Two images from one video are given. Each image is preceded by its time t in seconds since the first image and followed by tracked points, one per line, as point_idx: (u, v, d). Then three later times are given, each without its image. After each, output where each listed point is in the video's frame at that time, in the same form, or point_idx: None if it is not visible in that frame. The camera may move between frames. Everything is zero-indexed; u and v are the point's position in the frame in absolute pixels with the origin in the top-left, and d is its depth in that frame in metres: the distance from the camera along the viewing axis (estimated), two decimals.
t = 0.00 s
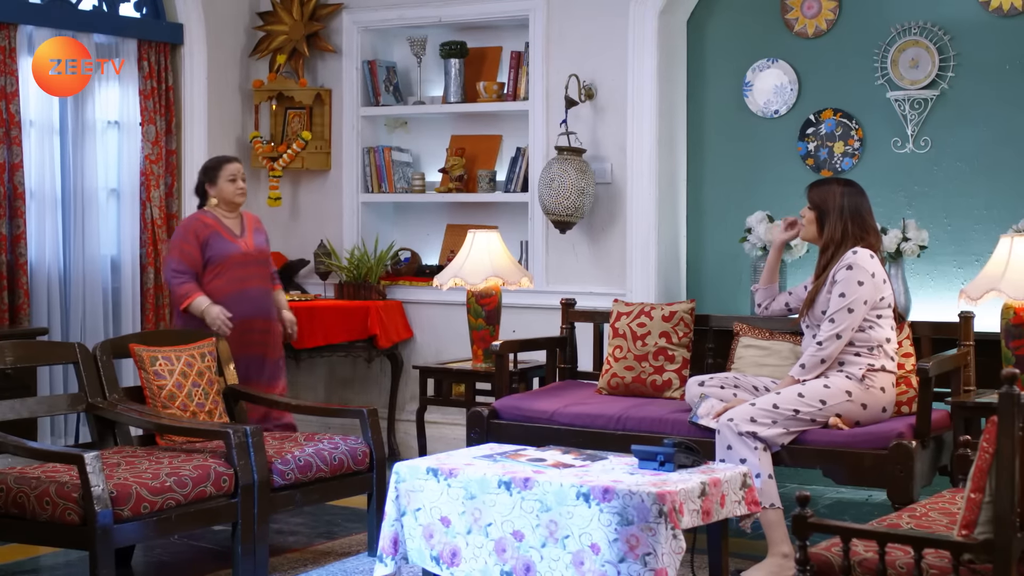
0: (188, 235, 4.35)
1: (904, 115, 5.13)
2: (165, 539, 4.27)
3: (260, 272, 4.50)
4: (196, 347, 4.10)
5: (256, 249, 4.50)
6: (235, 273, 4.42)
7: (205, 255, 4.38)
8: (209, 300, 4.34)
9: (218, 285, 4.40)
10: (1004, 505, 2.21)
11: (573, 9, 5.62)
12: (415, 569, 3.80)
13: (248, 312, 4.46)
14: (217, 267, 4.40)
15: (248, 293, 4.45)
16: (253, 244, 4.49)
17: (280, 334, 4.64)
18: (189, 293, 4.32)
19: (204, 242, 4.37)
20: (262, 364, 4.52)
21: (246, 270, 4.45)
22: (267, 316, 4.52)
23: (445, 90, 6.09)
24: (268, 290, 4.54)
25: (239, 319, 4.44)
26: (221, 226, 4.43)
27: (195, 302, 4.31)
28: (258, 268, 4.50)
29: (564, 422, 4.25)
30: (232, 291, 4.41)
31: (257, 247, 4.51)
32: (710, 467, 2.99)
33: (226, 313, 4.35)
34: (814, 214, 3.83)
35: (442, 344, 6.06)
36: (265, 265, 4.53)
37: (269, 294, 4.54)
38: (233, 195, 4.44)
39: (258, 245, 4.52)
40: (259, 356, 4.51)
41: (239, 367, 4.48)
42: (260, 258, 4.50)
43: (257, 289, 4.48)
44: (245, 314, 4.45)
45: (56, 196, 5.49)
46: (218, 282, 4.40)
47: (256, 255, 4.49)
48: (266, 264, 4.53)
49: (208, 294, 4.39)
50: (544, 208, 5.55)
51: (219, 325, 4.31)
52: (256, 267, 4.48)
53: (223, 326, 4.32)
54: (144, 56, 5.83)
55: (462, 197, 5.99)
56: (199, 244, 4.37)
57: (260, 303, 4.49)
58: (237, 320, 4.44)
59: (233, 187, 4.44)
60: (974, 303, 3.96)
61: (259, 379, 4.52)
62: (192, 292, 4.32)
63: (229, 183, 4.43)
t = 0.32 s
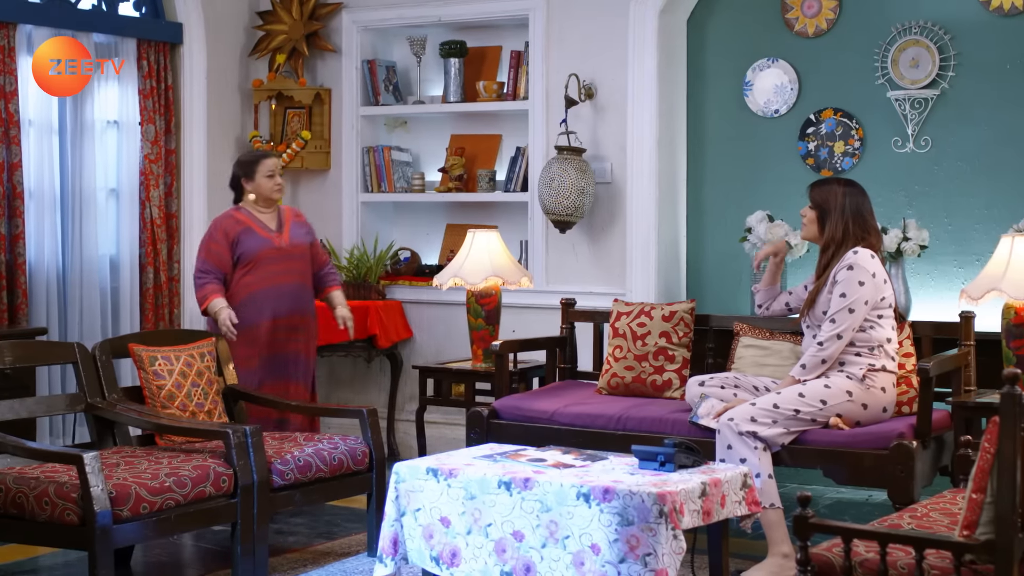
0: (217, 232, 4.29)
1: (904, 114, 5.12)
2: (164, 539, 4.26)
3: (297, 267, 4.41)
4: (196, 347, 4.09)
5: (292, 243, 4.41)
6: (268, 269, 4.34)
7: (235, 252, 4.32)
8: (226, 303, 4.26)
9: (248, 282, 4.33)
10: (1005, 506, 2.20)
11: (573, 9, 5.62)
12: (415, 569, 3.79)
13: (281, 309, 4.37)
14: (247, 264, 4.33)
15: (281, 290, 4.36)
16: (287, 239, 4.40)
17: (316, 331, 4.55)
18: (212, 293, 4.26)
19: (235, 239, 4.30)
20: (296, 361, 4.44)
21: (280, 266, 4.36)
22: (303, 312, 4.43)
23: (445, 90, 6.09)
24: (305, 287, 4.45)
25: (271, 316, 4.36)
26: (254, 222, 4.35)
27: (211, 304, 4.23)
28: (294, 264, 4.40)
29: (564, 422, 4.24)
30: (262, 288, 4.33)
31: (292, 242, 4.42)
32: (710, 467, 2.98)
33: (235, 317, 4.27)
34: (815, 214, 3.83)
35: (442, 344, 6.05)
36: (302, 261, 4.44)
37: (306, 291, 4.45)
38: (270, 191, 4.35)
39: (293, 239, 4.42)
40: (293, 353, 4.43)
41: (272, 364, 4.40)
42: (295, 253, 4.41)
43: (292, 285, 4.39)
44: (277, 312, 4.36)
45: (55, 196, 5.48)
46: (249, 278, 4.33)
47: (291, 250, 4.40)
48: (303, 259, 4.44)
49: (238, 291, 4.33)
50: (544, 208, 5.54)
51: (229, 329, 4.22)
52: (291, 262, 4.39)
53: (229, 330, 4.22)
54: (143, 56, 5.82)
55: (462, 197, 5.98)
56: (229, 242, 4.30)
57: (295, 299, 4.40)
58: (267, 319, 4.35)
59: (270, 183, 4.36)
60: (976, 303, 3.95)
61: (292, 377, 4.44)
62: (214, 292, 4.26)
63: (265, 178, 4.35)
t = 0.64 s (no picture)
0: (230, 240, 4.38)
1: (903, 113, 5.12)
2: (161, 540, 4.25)
3: (312, 274, 4.47)
4: (194, 347, 4.08)
5: (307, 250, 4.47)
6: (284, 276, 4.41)
7: (249, 259, 4.39)
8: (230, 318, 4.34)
9: (260, 290, 4.40)
10: (1006, 506, 2.19)
11: (571, 8, 5.61)
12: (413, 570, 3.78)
13: (295, 317, 4.43)
14: (261, 271, 4.40)
15: (296, 297, 4.42)
16: (302, 246, 4.45)
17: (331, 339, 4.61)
18: (218, 304, 4.35)
19: (248, 247, 4.38)
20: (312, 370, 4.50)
21: (295, 273, 4.42)
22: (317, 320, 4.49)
23: (442, 89, 6.08)
24: (320, 296, 4.51)
25: (287, 325, 4.42)
26: (269, 229, 4.42)
27: (215, 317, 4.33)
28: (310, 271, 4.46)
29: (562, 422, 4.23)
30: (275, 297, 4.40)
31: (308, 249, 4.47)
32: (709, 467, 2.97)
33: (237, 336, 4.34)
34: (814, 214, 3.82)
35: (440, 344, 6.05)
36: (318, 268, 4.50)
37: (321, 300, 4.51)
38: (287, 198, 4.40)
39: (309, 246, 4.48)
40: (310, 362, 4.49)
41: (290, 375, 4.45)
42: (310, 260, 4.46)
43: (307, 292, 4.45)
44: (290, 320, 4.42)
45: (51, 196, 5.47)
46: (262, 286, 4.40)
47: (305, 257, 4.45)
48: (320, 266, 4.50)
49: (250, 300, 4.41)
50: (542, 208, 5.53)
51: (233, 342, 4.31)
52: (306, 269, 4.45)
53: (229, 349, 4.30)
54: (140, 55, 5.81)
55: (460, 197, 5.97)
56: (243, 249, 4.38)
57: (310, 307, 4.46)
58: (280, 328, 4.41)
59: (288, 190, 4.41)
60: (974, 303, 3.93)
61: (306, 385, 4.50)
62: (219, 305, 4.35)
63: (283, 186, 4.39)
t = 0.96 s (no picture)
0: (247, 234, 4.20)
1: (901, 113, 5.11)
2: (158, 541, 4.23)
3: (327, 272, 4.35)
4: (190, 347, 4.08)
5: (320, 247, 4.35)
6: (299, 274, 4.26)
7: (264, 255, 4.23)
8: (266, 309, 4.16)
9: (280, 288, 4.24)
10: (1005, 507, 2.19)
11: (569, 8, 5.60)
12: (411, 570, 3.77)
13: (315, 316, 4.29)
14: (277, 269, 4.24)
15: (314, 296, 4.29)
16: (316, 241, 4.34)
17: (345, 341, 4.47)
18: (249, 297, 4.15)
19: (264, 242, 4.22)
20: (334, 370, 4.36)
21: (311, 270, 4.29)
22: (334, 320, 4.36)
23: (440, 89, 6.07)
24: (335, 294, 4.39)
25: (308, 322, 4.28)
26: (281, 224, 4.27)
27: (251, 311, 4.14)
28: (324, 269, 4.34)
29: (560, 422, 4.23)
30: (294, 295, 4.25)
31: (321, 246, 4.35)
32: (707, 468, 2.96)
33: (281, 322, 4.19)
34: (814, 210, 3.81)
35: (437, 344, 6.04)
36: (330, 266, 4.38)
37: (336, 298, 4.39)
38: (303, 191, 4.27)
39: (322, 242, 4.36)
40: (331, 363, 4.35)
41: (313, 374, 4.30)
42: (324, 255, 4.35)
43: (324, 290, 4.32)
44: (310, 319, 4.28)
45: (47, 196, 5.46)
46: (280, 284, 4.24)
47: (320, 252, 4.33)
48: (332, 263, 4.38)
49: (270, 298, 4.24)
50: (539, 208, 5.53)
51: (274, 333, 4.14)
52: (322, 265, 4.33)
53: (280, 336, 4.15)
54: (137, 55, 5.78)
55: (457, 197, 5.97)
56: (258, 245, 4.22)
57: (327, 306, 4.33)
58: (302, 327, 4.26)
59: (303, 184, 4.27)
60: (973, 303, 3.91)
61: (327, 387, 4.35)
62: (250, 297, 4.15)
63: (299, 179, 4.26)
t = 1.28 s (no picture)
0: (282, 239, 4.06)
1: (898, 113, 5.11)
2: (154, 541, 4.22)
3: (361, 279, 4.21)
4: (187, 347, 4.06)
5: (355, 253, 4.21)
6: (334, 282, 4.12)
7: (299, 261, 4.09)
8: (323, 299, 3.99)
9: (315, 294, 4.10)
10: (1005, 508, 2.18)
11: (566, 7, 5.59)
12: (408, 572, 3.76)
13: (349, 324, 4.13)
14: (313, 274, 4.10)
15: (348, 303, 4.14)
16: (351, 246, 4.20)
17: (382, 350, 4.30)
18: (296, 294, 3.98)
19: (298, 247, 4.08)
20: (371, 380, 4.18)
21: (345, 277, 4.15)
22: (369, 330, 4.20)
23: (437, 88, 6.06)
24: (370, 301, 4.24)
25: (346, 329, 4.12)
26: (314, 230, 4.14)
27: (306, 304, 3.95)
28: (358, 275, 4.20)
29: (557, 423, 4.22)
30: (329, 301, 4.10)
31: (355, 252, 4.22)
32: (705, 469, 2.95)
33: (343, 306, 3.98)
34: (810, 209, 3.79)
35: (434, 344, 6.03)
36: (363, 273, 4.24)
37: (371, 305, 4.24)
38: (335, 196, 4.16)
39: (356, 248, 4.22)
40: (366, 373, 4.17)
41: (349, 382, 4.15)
42: (359, 262, 4.22)
43: (358, 298, 4.18)
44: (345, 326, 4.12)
45: (43, 196, 5.44)
46: (318, 289, 4.10)
47: (355, 257, 4.20)
48: (365, 270, 4.25)
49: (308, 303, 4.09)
50: (536, 208, 5.52)
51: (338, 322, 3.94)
52: (357, 271, 4.20)
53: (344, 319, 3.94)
54: (133, 54, 5.76)
55: (454, 197, 5.96)
56: (292, 251, 4.08)
57: (361, 313, 4.18)
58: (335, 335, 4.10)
59: (336, 188, 4.16)
60: (972, 304, 3.89)
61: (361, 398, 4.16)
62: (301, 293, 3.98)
63: (331, 183, 4.15)
